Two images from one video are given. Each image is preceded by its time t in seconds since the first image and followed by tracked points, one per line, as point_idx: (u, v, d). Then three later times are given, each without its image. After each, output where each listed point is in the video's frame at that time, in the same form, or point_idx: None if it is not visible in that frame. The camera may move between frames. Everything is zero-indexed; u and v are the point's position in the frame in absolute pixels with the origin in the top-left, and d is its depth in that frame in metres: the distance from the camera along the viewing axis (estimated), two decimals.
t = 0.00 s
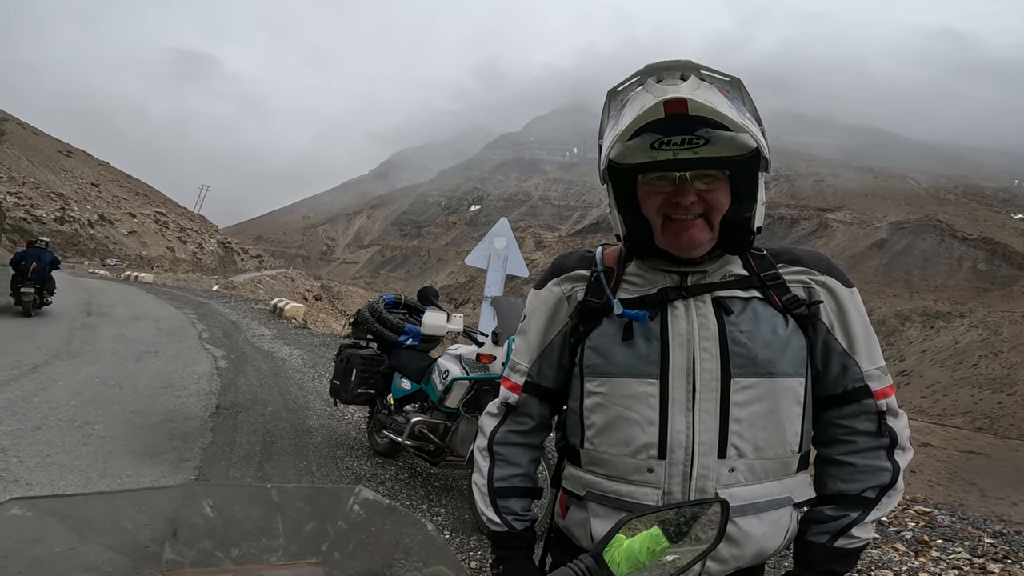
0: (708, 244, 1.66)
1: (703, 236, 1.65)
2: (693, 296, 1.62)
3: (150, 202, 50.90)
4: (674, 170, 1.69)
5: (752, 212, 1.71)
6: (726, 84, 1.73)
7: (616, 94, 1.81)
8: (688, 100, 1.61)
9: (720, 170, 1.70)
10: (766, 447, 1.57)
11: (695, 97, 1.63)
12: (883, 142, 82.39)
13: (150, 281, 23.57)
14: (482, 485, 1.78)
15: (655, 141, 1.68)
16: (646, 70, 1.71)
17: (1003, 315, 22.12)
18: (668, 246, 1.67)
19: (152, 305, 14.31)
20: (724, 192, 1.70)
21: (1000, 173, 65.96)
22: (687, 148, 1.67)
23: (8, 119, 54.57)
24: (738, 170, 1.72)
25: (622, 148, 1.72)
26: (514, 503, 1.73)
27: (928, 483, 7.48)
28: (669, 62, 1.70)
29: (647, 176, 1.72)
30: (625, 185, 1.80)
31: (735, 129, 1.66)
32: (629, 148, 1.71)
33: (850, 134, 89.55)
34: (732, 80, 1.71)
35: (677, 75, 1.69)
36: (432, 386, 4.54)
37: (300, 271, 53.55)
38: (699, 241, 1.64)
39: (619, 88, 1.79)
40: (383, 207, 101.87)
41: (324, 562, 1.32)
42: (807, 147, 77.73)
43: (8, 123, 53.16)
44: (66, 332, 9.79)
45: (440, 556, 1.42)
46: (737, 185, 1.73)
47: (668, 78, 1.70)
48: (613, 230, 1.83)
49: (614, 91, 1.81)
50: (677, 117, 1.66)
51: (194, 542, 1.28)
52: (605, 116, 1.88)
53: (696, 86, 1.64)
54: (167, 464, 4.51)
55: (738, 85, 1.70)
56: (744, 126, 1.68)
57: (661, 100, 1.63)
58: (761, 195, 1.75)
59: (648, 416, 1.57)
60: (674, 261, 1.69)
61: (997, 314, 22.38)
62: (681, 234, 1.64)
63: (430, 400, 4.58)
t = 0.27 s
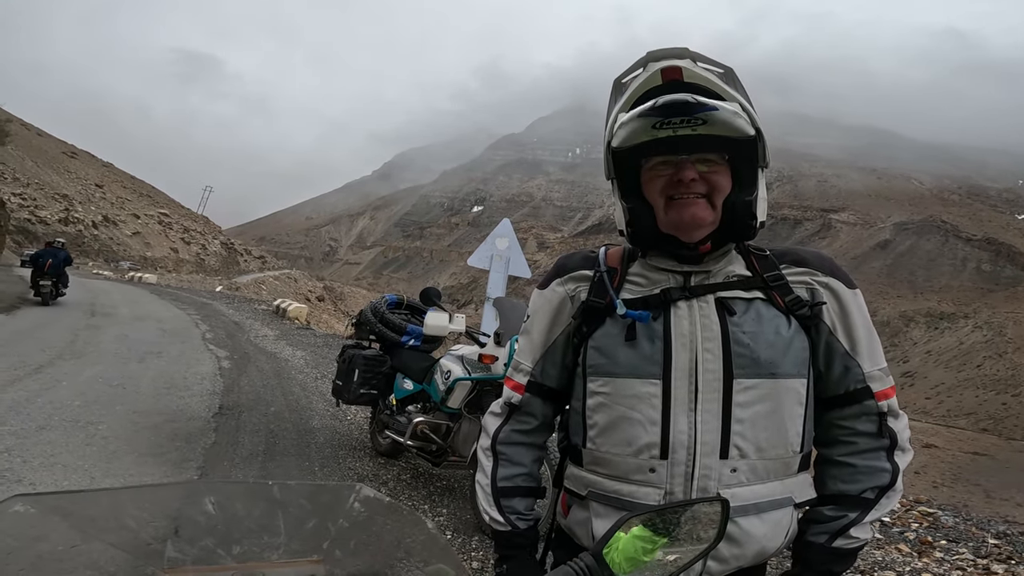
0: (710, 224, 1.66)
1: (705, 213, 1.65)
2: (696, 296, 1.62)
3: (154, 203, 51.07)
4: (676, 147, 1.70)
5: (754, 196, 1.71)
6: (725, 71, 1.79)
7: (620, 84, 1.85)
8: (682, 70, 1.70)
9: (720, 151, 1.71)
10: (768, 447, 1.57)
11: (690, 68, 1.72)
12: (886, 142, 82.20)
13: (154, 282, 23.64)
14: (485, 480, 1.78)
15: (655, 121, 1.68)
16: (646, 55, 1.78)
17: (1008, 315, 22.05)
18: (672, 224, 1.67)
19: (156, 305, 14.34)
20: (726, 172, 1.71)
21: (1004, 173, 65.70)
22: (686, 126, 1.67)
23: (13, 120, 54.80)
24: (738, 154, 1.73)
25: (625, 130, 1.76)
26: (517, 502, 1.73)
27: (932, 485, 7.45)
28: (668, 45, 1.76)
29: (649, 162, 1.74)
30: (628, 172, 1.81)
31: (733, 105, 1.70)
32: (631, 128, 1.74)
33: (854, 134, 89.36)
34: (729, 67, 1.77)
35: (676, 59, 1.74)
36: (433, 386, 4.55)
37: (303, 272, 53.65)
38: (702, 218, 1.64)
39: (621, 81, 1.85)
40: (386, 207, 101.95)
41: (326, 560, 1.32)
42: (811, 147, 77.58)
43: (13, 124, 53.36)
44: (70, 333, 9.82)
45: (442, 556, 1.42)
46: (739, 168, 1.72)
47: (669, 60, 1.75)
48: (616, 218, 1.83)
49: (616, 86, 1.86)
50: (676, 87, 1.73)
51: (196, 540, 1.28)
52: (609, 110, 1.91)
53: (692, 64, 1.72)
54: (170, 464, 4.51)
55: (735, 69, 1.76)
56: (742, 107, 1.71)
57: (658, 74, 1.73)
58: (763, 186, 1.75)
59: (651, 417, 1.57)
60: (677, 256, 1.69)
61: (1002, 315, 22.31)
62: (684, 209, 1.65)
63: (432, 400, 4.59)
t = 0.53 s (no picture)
0: (724, 234, 1.67)
1: (719, 225, 1.66)
2: (711, 288, 1.62)
3: (156, 204, 51.18)
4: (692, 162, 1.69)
5: (767, 203, 1.72)
6: (743, 78, 1.74)
7: (635, 90, 1.79)
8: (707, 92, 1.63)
9: (735, 162, 1.71)
10: (783, 436, 1.57)
11: (713, 90, 1.65)
12: (889, 141, 82.03)
13: (157, 283, 23.69)
14: (502, 472, 1.78)
15: (673, 134, 1.67)
16: (665, 64, 1.71)
17: (1011, 313, 22.00)
18: (687, 234, 1.67)
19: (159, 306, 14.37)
20: (739, 182, 1.71)
21: (1008, 171, 65.42)
22: (704, 142, 1.66)
23: (16, 121, 54.97)
24: (752, 161, 1.73)
25: (641, 143, 1.71)
26: (532, 494, 1.74)
27: (938, 483, 7.42)
28: (688, 57, 1.68)
29: (664, 170, 1.72)
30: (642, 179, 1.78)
31: (752, 121, 1.67)
32: (647, 141, 1.70)
33: (856, 133, 89.18)
34: (748, 76, 1.72)
35: (696, 72, 1.69)
36: (440, 384, 4.54)
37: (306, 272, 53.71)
38: (716, 230, 1.66)
39: (638, 85, 1.78)
40: (388, 207, 102.00)
41: (351, 552, 1.42)
42: (813, 146, 77.45)
43: (16, 126, 53.51)
44: (74, 333, 9.84)
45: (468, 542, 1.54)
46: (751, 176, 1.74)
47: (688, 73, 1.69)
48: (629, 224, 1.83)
49: (633, 88, 1.79)
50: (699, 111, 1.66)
51: (230, 531, 1.40)
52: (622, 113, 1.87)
53: (713, 81, 1.66)
54: (177, 463, 4.51)
55: (755, 79, 1.71)
56: (761, 119, 1.69)
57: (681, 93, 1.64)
58: (776, 187, 1.76)
59: (667, 404, 1.56)
60: (690, 253, 1.70)
61: (1005, 313, 22.25)
62: (699, 223, 1.66)
63: (438, 398, 4.58)
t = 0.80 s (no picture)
0: (744, 233, 1.66)
1: (738, 223, 1.65)
2: (731, 295, 1.62)
3: (160, 205, 51.31)
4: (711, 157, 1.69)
5: (788, 205, 1.72)
6: (762, 77, 1.73)
7: (653, 91, 1.81)
8: (724, 83, 1.61)
9: (756, 159, 1.70)
10: (804, 444, 1.57)
11: (732, 82, 1.63)
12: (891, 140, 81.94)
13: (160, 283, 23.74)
14: (519, 481, 1.77)
15: (691, 130, 1.68)
16: (682, 62, 1.72)
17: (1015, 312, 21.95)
18: (705, 234, 1.67)
19: (163, 307, 14.41)
20: (760, 178, 1.70)
21: (1011, 169, 65.23)
22: (722, 138, 1.67)
23: (19, 123, 55.11)
24: (773, 161, 1.71)
25: (659, 140, 1.72)
26: (549, 500, 1.74)
27: (944, 482, 7.41)
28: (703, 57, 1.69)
29: (682, 169, 1.73)
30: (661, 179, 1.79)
31: (771, 115, 1.65)
32: (665, 138, 1.71)
33: (858, 131, 89.08)
34: (768, 72, 1.72)
35: (713, 69, 1.69)
36: (447, 387, 4.53)
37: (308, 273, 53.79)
38: (736, 229, 1.64)
39: (655, 86, 1.80)
40: (390, 207, 102.09)
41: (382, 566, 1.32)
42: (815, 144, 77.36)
43: (19, 127, 53.64)
44: (79, 335, 9.85)
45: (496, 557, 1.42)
46: (773, 176, 1.72)
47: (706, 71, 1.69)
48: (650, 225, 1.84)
49: (651, 89, 1.81)
50: (716, 102, 1.64)
51: (263, 547, 1.29)
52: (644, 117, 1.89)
53: (731, 75, 1.65)
54: (185, 465, 4.53)
55: (773, 76, 1.70)
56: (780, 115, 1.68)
57: (698, 86, 1.63)
58: (797, 189, 1.75)
59: (687, 413, 1.56)
60: (709, 259, 1.70)
61: (1009, 312, 22.21)
62: (718, 219, 1.65)
63: (446, 401, 4.56)
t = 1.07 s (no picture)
0: (742, 242, 1.66)
1: (737, 233, 1.66)
2: (729, 301, 1.63)
3: (161, 206, 51.38)
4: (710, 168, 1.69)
5: (787, 212, 1.71)
6: (763, 85, 1.72)
7: (652, 98, 1.80)
8: (723, 97, 1.62)
9: (755, 168, 1.70)
10: (801, 448, 1.57)
11: (730, 94, 1.63)
12: (892, 141, 81.99)
13: (161, 284, 23.77)
14: (517, 485, 1.77)
15: (690, 140, 1.68)
16: (683, 71, 1.71)
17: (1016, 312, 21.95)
18: (703, 244, 1.67)
19: (165, 308, 14.44)
20: (759, 188, 1.70)
21: (1013, 170, 65.12)
22: (721, 147, 1.67)
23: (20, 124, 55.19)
24: (772, 170, 1.71)
25: (658, 148, 1.71)
26: (547, 503, 1.74)
27: (945, 483, 7.40)
28: (703, 65, 1.68)
29: (680, 178, 1.73)
30: (659, 188, 1.79)
31: (770, 126, 1.65)
32: (664, 147, 1.71)
33: (859, 131, 89.05)
34: (768, 81, 1.70)
35: (713, 78, 1.68)
36: (447, 388, 4.53)
37: (309, 273, 53.84)
38: (733, 239, 1.65)
39: (655, 94, 1.79)
40: (391, 208, 102.15)
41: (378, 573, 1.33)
42: (816, 145, 77.35)
43: (20, 128, 53.70)
44: (81, 336, 9.87)
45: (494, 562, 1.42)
46: (771, 186, 1.72)
47: (705, 79, 1.68)
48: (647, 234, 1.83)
49: (650, 97, 1.81)
50: (715, 113, 1.64)
51: (260, 553, 1.30)
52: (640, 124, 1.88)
53: (731, 85, 1.65)
54: (186, 467, 4.53)
55: (774, 85, 1.69)
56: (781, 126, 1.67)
57: (697, 97, 1.63)
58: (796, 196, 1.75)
59: (684, 417, 1.56)
60: (707, 266, 1.70)
61: (1010, 312, 22.22)
62: (717, 230, 1.65)
63: (447, 403, 4.58)
